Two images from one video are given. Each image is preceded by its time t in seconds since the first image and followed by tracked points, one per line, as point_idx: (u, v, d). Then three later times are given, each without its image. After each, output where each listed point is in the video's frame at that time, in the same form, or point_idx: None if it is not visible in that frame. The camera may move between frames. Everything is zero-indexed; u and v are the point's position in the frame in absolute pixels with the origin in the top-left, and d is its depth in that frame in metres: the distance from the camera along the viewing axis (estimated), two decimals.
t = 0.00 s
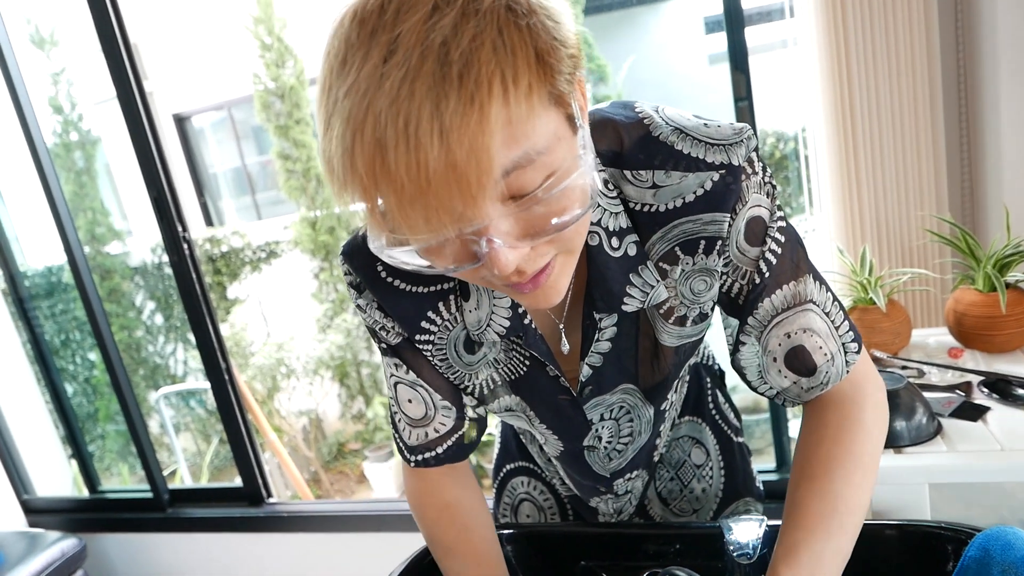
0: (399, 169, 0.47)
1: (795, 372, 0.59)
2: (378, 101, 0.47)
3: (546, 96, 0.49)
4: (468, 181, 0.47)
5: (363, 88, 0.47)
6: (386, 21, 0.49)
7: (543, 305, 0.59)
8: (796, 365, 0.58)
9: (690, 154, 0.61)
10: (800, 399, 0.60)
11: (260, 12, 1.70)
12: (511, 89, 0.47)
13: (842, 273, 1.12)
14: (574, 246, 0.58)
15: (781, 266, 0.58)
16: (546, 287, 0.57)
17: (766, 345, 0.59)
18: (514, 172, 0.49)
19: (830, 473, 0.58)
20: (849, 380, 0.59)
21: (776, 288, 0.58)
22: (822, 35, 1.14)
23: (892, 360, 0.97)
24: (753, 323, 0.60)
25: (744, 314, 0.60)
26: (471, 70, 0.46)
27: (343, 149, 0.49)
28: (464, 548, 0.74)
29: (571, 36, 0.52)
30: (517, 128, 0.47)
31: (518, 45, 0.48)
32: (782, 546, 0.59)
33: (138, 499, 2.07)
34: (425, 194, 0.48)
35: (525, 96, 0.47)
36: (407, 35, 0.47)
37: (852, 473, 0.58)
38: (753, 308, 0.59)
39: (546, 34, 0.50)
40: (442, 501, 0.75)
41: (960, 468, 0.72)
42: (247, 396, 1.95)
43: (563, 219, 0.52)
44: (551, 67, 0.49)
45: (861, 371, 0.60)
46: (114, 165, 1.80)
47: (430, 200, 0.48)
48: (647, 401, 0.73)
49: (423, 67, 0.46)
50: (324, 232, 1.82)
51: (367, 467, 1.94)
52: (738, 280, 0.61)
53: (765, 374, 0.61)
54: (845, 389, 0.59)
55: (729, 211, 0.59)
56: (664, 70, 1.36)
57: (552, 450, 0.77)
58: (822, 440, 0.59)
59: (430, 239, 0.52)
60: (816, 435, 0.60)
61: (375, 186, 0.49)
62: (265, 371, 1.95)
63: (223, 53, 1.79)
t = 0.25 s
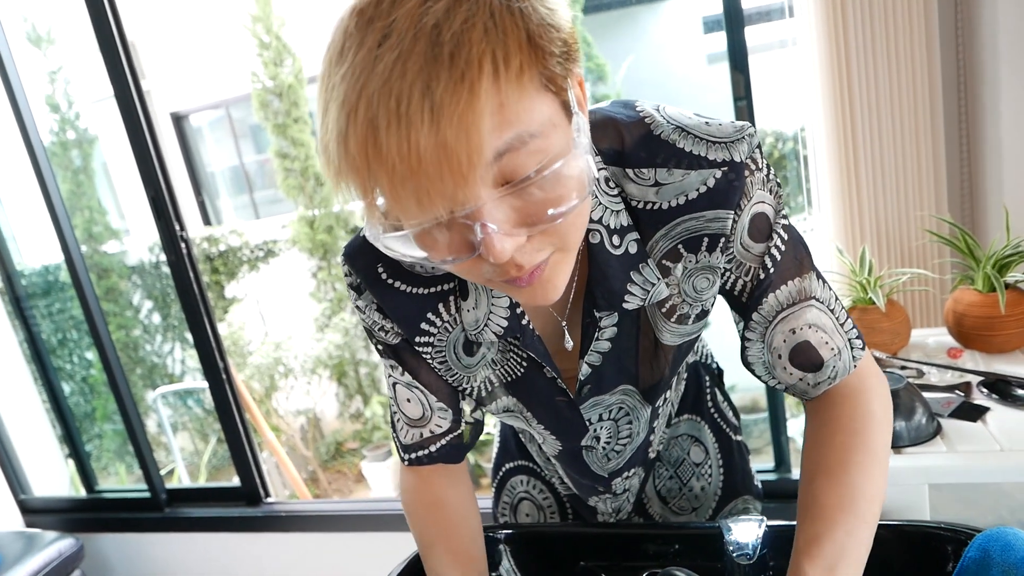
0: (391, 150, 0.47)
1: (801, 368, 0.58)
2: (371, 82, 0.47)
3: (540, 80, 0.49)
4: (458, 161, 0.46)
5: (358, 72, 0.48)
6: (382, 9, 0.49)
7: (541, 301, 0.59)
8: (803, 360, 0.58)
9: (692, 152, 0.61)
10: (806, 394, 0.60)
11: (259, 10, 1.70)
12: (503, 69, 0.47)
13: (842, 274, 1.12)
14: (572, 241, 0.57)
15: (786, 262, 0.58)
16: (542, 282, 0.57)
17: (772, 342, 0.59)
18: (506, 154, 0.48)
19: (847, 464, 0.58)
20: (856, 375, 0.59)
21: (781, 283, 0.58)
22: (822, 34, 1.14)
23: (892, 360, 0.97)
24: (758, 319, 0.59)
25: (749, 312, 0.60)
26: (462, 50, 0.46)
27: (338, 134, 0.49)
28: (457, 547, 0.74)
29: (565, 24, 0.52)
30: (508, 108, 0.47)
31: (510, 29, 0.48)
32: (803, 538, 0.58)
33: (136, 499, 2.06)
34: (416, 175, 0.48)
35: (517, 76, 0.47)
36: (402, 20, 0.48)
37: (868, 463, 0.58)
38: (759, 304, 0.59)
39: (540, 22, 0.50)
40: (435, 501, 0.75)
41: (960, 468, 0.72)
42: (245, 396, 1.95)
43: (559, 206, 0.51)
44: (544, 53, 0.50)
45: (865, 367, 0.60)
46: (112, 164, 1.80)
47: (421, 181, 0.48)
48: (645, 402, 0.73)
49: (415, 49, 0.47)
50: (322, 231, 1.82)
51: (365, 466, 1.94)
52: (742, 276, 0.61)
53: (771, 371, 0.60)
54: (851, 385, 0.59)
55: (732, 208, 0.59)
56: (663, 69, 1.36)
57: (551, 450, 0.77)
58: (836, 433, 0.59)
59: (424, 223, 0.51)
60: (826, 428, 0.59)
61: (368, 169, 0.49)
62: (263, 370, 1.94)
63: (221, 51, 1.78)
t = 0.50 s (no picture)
0: (381, 146, 0.47)
1: (780, 372, 0.58)
2: (363, 81, 0.47)
3: (530, 77, 0.49)
4: (448, 156, 0.46)
5: (350, 70, 0.48)
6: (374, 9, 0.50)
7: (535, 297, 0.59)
8: (782, 363, 0.58)
9: (684, 147, 0.61)
10: (784, 401, 0.60)
11: (257, 6, 1.70)
12: (492, 66, 0.47)
13: (839, 271, 1.12)
14: (564, 235, 0.57)
15: (771, 262, 0.58)
16: (535, 275, 0.57)
17: (752, 343, 0.59)
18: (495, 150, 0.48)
19: (822, 476, 0.58)
20: (834, 383, 0.59)
21: (765, 283, 0.58)
22: (820, 33, 1.14)
23: (888, 358, 0.97)
24: (739, 319, 0.59)
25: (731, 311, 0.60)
26: (452, 48, 0.46)
27: (330, 131, 0.50)
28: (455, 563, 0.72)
29: (556, 23, 0.52)
30: (497, 104, 0.47)
31: (501, 27, 0.48)
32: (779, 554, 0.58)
33: (133, 495, 2.06)
34: (407, 170, 0.48)
35: (506, 73, 0.47)
36: (393, 18, 0.48)
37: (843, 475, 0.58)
38: (740, 305, 0.59)
39: (531, 21, 0.51)
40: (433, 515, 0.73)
41: (955, 466, 0.73)
42: (242, 392, 1.95)
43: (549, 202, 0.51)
44: (535, 51, 0.50)
45: (845, 374, 0.60)
46: (109, 160, 1.79)
47: (411, 175, 0.48)
48: (644, 395, 0.73)
49: (406, 46, 0.47)
50: (320, 227, 1.82)
51: (362, 463, 1.94)
52: (727, 274, 0.61)
53: (751, 373, 0.61)
54: (830, 390, 0.59)
55: (722, 203, 0.59)
56: (661, 67, 1.35)
57: (551, 443, 0.77)
58: (812, 444, 0.59)
59: (416, 217, 0.51)
60: (802, 440, 0.60)
61: (360, 165, 0.49)
62: (261, 367, 1.94)
63: (219, 47, 1.78)
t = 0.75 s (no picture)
0: (352, 91, 0.51)
1: (787, 365, 0.58)
2: (341, 36, 0.52)
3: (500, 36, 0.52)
4: (413, 98, 0.50)
5: (330, 29, 0.53)
6: None
7: (521, 272, 0.57)
8: (787, 356, 0.58)
9: (676, 149, 0.61)
10: (793, 389, 0.60)
11: (258, 8, 1.70)
12: (458, 18, 0.50)
13: (839, 272, 1.12)
14: (550, 205, 0.57)
15: (771, 258, 0.58)
16: (515, 244, 0.55)
17: (759, 336, 0.59)
18: (461, 95, 0.51)
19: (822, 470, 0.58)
20: (839, 373, 0.59)
21: (766, 279, 0.58)
22: (819, 33, 1.14)
23: (888, 358, 0.97)
24: (744, 314, 0.59)
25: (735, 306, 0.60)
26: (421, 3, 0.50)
27: (313, 89, 0.54)
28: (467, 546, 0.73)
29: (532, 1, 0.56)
30: (462, 53, 0.50)
31: None
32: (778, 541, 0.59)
33: (134, 496, 2.06)
34: (377, 117, 0.51)
35: (472, 25, 0.51)
36: None
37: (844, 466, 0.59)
38: (744, 301, 0.59)
39: None
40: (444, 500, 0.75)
41: (955, 466, 0.73)
42: (243, 393, 1.95)
43: (518, 152, 0.52)
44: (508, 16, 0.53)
45: (851, 362, 0.59)
46: (111, 162, 1.80)
47: (381, 122, 0.51)
48: (637, 391, 0.73)
49: (379, 3, 0.51)
50: (321, 229, 1.82)
51: (364, 464, 1.95)
52: (728, 273, 0.61)
53: (761, 365, 0.61)
54: (837, 380, 0.59)
55: (716, 204, 0.59)
56: (661, 69, 1.36)
57: (544, 444, 0.78)
58: (815, 437, 0.59)
59: (390, 168, 0.54)
60: (806, 432, 0.60)
61: (337, 120, 0.53)
62: (262, 368, 1.95)
63: (220, 49, 1.78)
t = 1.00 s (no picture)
0: (354, 74, 0.52)
1: (771, 364, 0.59)
2: (342, 22, 0.53)
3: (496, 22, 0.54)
4: (413, 78, 0.51)
5: (331, 16, 0.54)
6: None
7: (519, 257, 0.58)
8: (774, 355, 0.59)
9: (672, 144, 0.61)
10: (776, 391, 0.61)
11: (259, 10, 1.70)
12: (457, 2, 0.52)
13: (841, 273, 1.12)
14: (548, 190, 0.58)
15: (761, 255, 0.58)
16: (516, 232, 0.57)
17: (743, 336, 0.60)
18: (461, 77, 0.52)
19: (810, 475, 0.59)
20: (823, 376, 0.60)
21: (754, 276, 0.58)
22: (821, 32, 1.14)
23: (892, 359, 0.97)
24: (731, 312, 0.60)
25: (722, 304, 0.61)
26: None
27: (314, 75, 0.55)
28: (467, 562, 0.72)
29: None
30: (463, 36, 0.52)
31: None
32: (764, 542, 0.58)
33: (136, 498, 2.06)
34: (377, 97, 0.52)
35: (472, 10, 0.52)
36: None
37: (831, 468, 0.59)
38: (730, 298, 0.60)
39: None
40: (445, 514, 0.74)
41: (959, 468, 0.72)
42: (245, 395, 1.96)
43: (517, 134, 0.54)
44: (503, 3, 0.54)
45: (833, 365, 0.60)
46: (113, 164, 1.80)
47: (382, 101, 0.52)
48: (637, 390, 0.73)
49: None
50: (322, 230, 1.82)
51: (366, 465, 1.95)
52: (717, 267, 0.61)
53: (743, 366, 0.61)
54: (820, 381, 0.60)
55: (711, 197, 0.59)
56: (663, 70, 1.35)
57: (544, 444, 0.78)
58: (799, 441, 0.60)
59: (388, 149, 0.55)
60: (789, 438, 0.60)
61: (336, 101, 0.54)
62: (264, 370, 1.95)
63: (222, 51, 1.79)
